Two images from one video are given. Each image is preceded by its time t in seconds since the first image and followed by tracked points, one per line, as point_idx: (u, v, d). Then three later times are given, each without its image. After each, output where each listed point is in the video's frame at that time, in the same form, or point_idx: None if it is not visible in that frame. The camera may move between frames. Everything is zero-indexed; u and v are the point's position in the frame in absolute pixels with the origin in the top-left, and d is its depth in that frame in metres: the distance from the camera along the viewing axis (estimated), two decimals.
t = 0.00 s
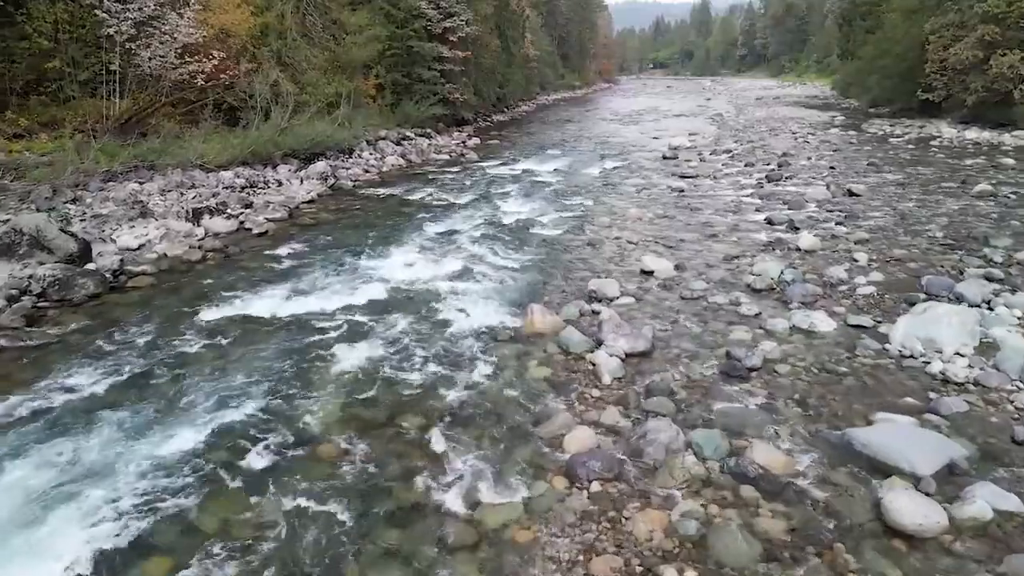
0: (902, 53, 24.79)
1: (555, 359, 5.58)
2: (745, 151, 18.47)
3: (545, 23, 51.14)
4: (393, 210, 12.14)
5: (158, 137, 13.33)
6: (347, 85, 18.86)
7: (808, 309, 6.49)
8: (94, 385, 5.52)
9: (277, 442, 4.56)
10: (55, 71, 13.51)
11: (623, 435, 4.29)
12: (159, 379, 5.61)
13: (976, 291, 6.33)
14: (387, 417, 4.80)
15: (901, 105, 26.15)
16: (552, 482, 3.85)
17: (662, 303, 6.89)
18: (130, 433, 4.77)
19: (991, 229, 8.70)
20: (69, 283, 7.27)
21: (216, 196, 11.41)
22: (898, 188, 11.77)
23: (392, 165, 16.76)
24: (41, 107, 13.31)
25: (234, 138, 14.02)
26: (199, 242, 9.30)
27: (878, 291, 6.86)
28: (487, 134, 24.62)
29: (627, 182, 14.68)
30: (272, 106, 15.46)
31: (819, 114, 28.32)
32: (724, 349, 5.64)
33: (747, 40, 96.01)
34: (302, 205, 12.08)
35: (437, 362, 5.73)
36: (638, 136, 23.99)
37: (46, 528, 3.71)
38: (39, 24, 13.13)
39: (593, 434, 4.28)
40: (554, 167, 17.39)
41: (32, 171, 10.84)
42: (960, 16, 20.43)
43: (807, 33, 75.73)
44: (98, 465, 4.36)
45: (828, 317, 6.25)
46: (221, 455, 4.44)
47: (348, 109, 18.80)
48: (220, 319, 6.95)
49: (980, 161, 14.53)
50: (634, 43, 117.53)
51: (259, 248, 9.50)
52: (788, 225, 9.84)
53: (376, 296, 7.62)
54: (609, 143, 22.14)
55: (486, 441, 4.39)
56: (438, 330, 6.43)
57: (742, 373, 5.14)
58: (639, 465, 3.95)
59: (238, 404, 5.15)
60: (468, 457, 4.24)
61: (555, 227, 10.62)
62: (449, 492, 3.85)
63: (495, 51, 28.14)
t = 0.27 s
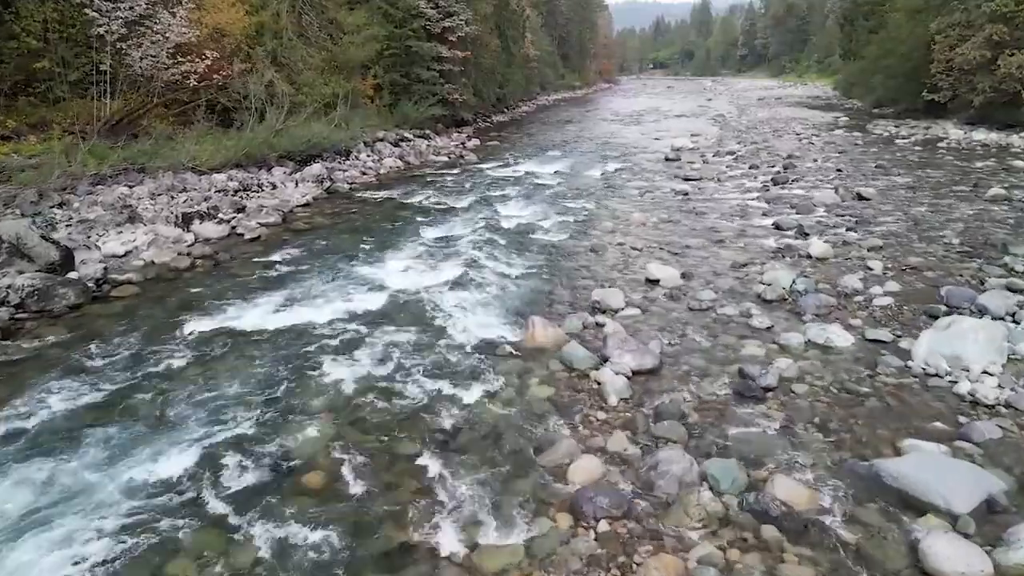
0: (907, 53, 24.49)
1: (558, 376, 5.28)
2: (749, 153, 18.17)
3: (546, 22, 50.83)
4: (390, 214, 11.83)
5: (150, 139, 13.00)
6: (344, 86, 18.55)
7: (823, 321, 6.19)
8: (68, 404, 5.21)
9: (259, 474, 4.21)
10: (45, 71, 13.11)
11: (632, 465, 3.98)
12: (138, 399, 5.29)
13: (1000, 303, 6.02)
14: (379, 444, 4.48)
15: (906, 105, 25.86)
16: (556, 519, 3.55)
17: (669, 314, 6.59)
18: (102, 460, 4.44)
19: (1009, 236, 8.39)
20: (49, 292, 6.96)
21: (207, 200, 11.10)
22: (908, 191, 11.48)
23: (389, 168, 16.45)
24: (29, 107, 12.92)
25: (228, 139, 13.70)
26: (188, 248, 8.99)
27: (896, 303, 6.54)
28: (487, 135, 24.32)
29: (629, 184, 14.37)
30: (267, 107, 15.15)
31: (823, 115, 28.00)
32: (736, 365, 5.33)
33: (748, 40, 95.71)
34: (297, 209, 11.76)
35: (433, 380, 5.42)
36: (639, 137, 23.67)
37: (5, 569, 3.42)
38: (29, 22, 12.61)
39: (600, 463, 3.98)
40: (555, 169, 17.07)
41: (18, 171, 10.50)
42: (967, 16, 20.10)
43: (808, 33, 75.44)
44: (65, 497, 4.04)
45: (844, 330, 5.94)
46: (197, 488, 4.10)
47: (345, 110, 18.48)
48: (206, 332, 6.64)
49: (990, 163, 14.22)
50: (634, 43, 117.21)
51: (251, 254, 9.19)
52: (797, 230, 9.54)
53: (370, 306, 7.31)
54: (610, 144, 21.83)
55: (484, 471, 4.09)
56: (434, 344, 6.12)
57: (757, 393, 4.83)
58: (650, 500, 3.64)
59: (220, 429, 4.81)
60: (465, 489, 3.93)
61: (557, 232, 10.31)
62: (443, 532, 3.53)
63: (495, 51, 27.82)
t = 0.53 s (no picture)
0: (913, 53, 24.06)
1: (562, 405, 4.86)
2: (755, 155, 17.75)
3: (546, 22, 50.35)
4: (386, 220, 11.41)
5: (138, 141, 12.50)
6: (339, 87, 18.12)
7: (846, 341, 5.76)
8: (30, 435, 4.78)
9: (228, 522, 3.76)
10: (29, 72, 12.37)
11: (646, 515, 3.56)
12: (105, 429, 4.86)
13: None
14: (365, 486, 4.05)
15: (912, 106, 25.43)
16: None
17: (679, 333, 6.16)
18: (58, 503, 4.00)
19: None
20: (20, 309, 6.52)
21: (195, 206, 10.67)
22: (923, 197, 11.05)
23: (386, 171, 16.02)
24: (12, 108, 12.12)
25: (219, 142, 13.24)
26: (172, 258, 8.56)
27: (923, 320, 6.12)
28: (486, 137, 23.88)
29: (632, 189, 13.94)
30: (259, 109, 14.72)
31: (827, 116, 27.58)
32: (755, 392, 4.91)
33: (749, 40, 95.25)
34: (288, 215, 11.34)
35: (426, 408, 4.99)
36: (642, 138, 23.24)
37: None
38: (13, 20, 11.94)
39: (611, 512, 3.56)
40: (556, 172, 16.63)
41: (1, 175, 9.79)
42: (976, 15, 19.67)
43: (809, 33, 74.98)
44: (13, 549, 3.61)
45: (870, 351, 5.52)
46: (157, 539, 3.65)
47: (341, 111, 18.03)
48: (185, 351, 6.22)
49: (1004, 167, 13.80)
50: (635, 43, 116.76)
51: (238, 264, 8.77)
52: (810, 239, 9.11)
53: (361, 322, 6.89)
54: (612, 146, 21.40)
55: (482, 520, 3.67)
56: (428, 366, 5.70)
57: (780, 425, 4.41)
58: (669, 560, 3.22)
59: (191, 465, 4.37)
60: (459, 541, 3.51)
61: (559, 240, 9.89)
62: None
63: (494, 51, 27.36)
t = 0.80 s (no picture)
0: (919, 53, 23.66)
1: (566, 436, 4.45)
2: (760, 157, 17.36)
3: (546, 22, 49.98)
4: (381, 226, 11.01)
5: (126, 143, 12.03)
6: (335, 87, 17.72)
7: (870, 363, 5.37)
8: None
9: None
10: (13, 73, 11.92)
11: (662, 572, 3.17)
12: (71, 461, 4.48)
13: None
14: (347, 534, 3.65)
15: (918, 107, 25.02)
16: None
17: (690, 351, 5.76)
18: (11, 552, 3.62)
19: None
20: None
21: (182, 212, 10.28)
22: (938, 202, 10.66)
23: (383, 174, 15.63)
24: None
25: (210, 145, 12.81)
26: (156, 268, 8.16)
27: (951, 338, 5.72)
28: (486, 138, 23.50)
29: (635, 192, 13.54)
30: (252, 110, 14.29)
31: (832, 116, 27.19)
32: (776, 421, 4.52)
33: (750, 40, 94.87)
34: (280, 221, 10.94)
35: (418, 438, 4.59)
36: (644, 140, 22.86)
37: None
38: None
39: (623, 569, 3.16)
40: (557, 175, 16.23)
41: None
42: (985, 14, 19.28)
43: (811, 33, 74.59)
44: None
45: (898, 374, 5.12)
46: None
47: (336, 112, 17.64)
48: (161, 371, 5.81)
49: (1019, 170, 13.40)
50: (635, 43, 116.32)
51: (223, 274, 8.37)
52: (823, 247, 8.71)
53: (350, 339, 6.50)
54: (614, 147, 21.01)
55: None
56: (421, 389, 5.30)
57: (807, 460, 4.01)
58: None
59: (158, 507, 3.97)
60: None
61: (560, 247, 9.50)
62: None
63: (493, 50, 26.97)
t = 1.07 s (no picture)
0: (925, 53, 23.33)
1: (571, 467, 4.11)
2: (765, 159, 17.03)
3: (547, 22, 49.70)
4: (377, 231, 10.67)
5: (114, 145, 11.67)
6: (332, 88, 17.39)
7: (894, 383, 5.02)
8: None
9: None
10: None
11: None
12: (36, 491, 4.14)
13: None
14: None
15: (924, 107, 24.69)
16: None
17: (701, 370, 5.41)
18: None
19: None
20: None
21: (171, 216, 9.93)
22: (952, 206, 10.33)
23: (380, 177, 15.27)
24: None
25: (201, 146, 12.43)
26: (140, 276, 7.82)
27: (979, 356, 5.38)
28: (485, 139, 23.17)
29: (639, 196, 13.20)
30: (246, 111, 13.92)
31: (836, 117, 26.84)
32: (798, 451, 4.17)
33: (750, 40, 94.58)
34: (273, 225, 10.60)
35: (411, 468, 4.25)
36: (646, 141, 22.54)
37: None
38: None
39: None
40: (558, 177, 15.89)
41: None
42: (993, 14, 18.94)
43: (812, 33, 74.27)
44: None
45: (925, 397, 4.77)
46: None
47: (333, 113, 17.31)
48: (139, 392, 5.44)
49: None
50: (636, 43, 115.98)
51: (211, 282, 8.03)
52: (836, 254, 8.37)
53: (342, 354, 6.15)
54: (616, 148, 20.69)
55: None
56: (415, 412, 4.95)
57: (835, 498, 3.67)
58: None
59: (126, 546, 3.62)
60: None
61: (562, 254, 9.17)
62: None
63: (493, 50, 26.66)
